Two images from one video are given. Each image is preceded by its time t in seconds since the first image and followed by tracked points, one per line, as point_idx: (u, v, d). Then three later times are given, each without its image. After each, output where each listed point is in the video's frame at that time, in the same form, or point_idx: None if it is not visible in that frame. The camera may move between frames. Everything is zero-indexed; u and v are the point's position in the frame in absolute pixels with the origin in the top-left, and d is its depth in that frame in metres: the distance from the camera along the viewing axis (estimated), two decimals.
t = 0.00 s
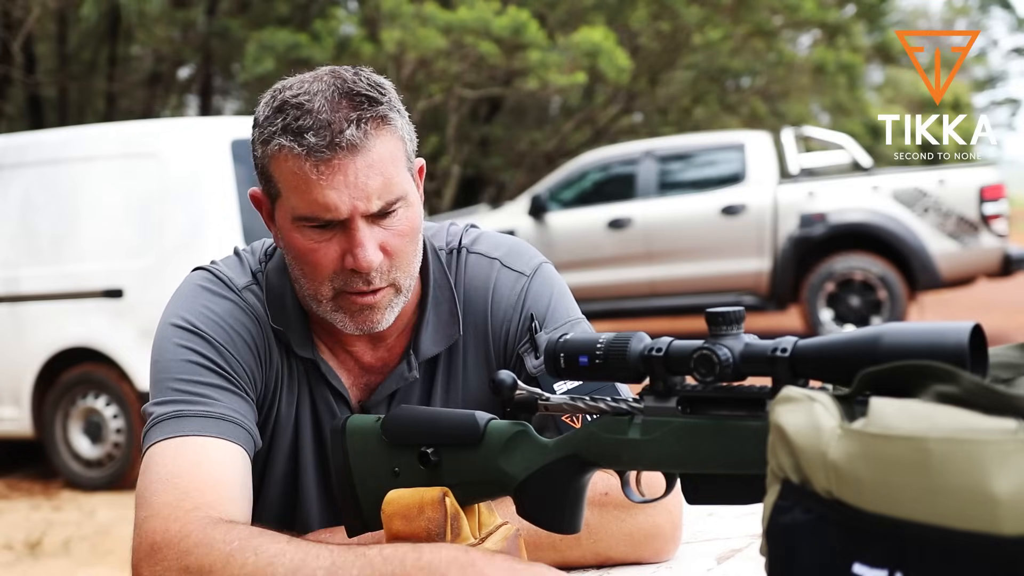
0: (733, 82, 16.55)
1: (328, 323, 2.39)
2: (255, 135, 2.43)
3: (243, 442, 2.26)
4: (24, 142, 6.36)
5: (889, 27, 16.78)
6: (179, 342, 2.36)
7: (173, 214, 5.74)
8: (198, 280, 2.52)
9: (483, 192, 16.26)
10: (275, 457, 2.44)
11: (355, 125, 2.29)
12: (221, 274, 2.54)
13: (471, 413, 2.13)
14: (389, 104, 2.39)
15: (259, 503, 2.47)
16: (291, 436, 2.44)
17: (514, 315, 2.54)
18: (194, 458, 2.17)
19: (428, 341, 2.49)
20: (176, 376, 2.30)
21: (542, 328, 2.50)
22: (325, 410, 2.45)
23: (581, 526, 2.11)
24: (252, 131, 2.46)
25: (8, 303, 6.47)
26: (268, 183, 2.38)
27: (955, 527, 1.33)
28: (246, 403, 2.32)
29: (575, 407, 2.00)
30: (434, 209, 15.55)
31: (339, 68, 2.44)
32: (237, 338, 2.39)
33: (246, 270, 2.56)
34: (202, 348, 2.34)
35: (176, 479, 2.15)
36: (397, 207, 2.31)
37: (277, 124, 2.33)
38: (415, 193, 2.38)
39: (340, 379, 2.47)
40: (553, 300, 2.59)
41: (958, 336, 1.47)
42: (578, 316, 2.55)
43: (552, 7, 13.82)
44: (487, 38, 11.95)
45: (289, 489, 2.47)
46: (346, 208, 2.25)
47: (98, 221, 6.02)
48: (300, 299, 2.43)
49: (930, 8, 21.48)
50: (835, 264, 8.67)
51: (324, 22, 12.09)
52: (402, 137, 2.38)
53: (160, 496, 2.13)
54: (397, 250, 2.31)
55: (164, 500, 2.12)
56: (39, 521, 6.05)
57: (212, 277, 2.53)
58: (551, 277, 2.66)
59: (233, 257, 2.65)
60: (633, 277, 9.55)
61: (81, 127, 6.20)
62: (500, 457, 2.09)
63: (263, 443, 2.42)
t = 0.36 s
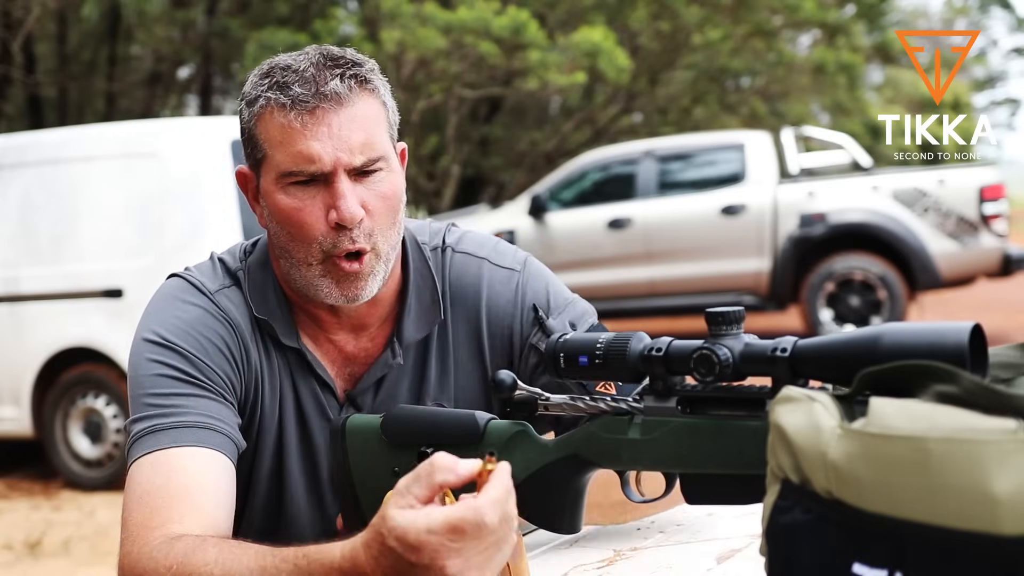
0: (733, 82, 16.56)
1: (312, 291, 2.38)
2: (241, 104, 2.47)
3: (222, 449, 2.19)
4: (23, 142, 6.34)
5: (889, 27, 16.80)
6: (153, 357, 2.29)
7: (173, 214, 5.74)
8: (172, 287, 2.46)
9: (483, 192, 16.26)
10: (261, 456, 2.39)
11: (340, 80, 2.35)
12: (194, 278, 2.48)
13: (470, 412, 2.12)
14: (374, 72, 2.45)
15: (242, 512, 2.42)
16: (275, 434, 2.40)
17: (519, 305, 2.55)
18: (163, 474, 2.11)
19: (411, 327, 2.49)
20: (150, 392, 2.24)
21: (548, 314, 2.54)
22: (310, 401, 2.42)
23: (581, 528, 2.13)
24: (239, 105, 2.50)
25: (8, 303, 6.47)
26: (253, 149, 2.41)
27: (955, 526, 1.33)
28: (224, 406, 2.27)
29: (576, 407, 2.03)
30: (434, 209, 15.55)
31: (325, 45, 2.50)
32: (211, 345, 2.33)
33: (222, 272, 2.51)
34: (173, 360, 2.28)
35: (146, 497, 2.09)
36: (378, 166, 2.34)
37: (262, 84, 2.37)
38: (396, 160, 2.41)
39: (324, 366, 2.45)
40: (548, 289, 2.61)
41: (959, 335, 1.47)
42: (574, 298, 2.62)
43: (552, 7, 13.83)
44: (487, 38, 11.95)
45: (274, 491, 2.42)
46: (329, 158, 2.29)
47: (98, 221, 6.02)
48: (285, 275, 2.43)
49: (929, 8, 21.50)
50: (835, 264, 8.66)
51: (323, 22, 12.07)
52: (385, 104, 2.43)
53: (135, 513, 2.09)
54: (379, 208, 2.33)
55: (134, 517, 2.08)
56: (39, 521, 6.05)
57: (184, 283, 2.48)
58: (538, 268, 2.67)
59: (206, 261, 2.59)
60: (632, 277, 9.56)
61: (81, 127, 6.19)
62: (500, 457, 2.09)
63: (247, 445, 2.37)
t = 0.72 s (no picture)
0: (733, 82, 16.57)
1: (312, 296, 2.36)
2: (234, 111, 2.43)
3: (221, 458, 2.18)
4: (23, 142, 6.34)
5: (889, 27, 16.83)
6: (148, 364, 2.27)
7: (173, 214, 5.73)
8: (168, 292, 2.46)
9: (483, 192, 16.26)
10: (258, 461, 2.39)
11: (338, 86, 2.32)
12: (190, 284, 2.48)
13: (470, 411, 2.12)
14: (369, 76, 2.42)
15: (241, 515, 2.42)
16: (272, 440, 2.39)
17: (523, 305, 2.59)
18: (161, 482, 2.09)
19: (408, 330, 2.49)
20: (145, 398, 2.22)
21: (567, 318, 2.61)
22: (307, 405, 2.42)
23: (580, 526, 2.15)
24: (231, 112, 2.46)
25: (8, 303, 6.47)
26: (250, 156, 2.38)
27: (957, 526, 1.32)
28: (219, 412, 2.26)
29: (575, 407, 2.01)
30: (434, 209, 15.55)
31: (317, 50, 2.46)
32: (206, 352, 2.32)
33: (219, 277, 2.53)
34: (169, 367, 2.27)
35: (144, 505, 2.06)
36: (378, 172, 2.31)
37: (257, 92, 2.34)
38: (394, 165, 2.39)
39: (319, 369, 2.45)
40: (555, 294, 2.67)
41: (958, 336, 1.47)
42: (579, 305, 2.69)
43: (552, 7, 13.84)
44: (487, 38, 11.95)
45: (272, 498, 2.42)
46: (330, 166, 2.25)
47: (98, 221, 6.02)
48: (282, 281, 2.42)
49: (929, 8, 21.51)
50: (835, 264, 8.66)
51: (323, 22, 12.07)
52: (381, 108, 2.40)
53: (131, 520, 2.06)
54: (380, 214, 2.31)
55: (131, 523, 2.05)
56: (39, 521, 6.05)
57: (180, 286, 2.48)
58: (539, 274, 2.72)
59: (203, 265, 2.60)
60: (632, 277, 9.56)
61: (81, 127, 6.19)
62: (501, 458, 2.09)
63: (245, 451, 2.37)
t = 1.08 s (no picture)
0: (733, 82, 16.56)
1: (346, 310, 2.35)
2: (279, 115, 2.41)
3: (233, 459, 2.19)
4: (24, 142, 6.35)
5: (889, 27, 16.84)
6: (171, 352, 2.28)
7: (172, 214, 5.73)
8: (195, 279, 2.46)
9: (483, 192, 16.25)
10: (269, 463, 2.38)
11: (391, 103, 2.30)
12: (218, 273, 2.48)
13: (471, 412, 2.12)
14: (418, 92, 2.41)
15: (249, 514, 2.42)
16: (287, 443, 2.39)
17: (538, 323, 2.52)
18: (175, 477, 2.10)
19: (429, 341, 2.47)
20: (166, 388, 2.23)
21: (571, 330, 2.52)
22: (323, 410, 2.41)
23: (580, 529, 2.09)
24: (273, 114, 2.45)
25: (8, 303, 6.47)
26: (292, 164, 2.37)
27: (956, 526, 1.32)
28: (238, 413, 2.26)
29: (575, 407, 2.01)
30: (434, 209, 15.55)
31: (365, 58, 2.44)
32: (233, 348, 2.33)
33: (245, 270, 2.51)
34: (193, 358, 2.28)
35: (154, 498, 2.08)
36: (423, 192, 2.30)
37: (309, 101, 2.32)
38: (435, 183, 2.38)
39: (340, 378, 2.44)
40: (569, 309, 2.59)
41: (958, 336, 1.47)
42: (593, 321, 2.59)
43: (552, 7, 13.86)
44: (487, 38, 11.96)
45: (283, 503, 2.42)
46: (379, 184, 2.24)
47: (97, 221, 6.02)
48: (314, 290, 2.41)
49: (929, 8, 21.53)
50: (834, 264, 8.66)
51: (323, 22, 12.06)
52: (427, 126, 2.39)
53: (140, 514, 2.07)
54: (423, 234, 2.30)
55: (139, 516, 2.07)
56: (39, 521, 6.05)
57: (207, 275, 2.48)
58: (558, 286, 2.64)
59: (230, 255, 2.60)
60: (632, 277, 9.56)
61: (81, 127, 6.19)
62: (500, 457, 2.09)
63: (258, 449, 2.37)
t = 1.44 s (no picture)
0: (733, 82, 16.58)
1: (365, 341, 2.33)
2: (312, 140, 2.38)
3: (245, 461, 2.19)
4: (24, 142, 6.35)
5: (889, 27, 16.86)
6: (200, 348, 2.28)
7: (173, 214, 5.74)
8: (228, 277, 2.45)
9: (483, 192, 16.24)
10: (287, 471, 2.37)
11: (424, 142, 2.26)
12: (252, 272, 2.48)
13: (471, 412, 2.13)
14: (454, 126, 2.36)
15: (262, 517, 2.41)
16: (306, 451, 2.38)
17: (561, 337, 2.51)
18: (185, 476, 2.10)
19: (455, 358, 2.44)
20: (191, 383, 2.23)
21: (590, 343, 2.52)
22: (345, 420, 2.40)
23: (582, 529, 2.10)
24: (306, 136, 2.41)
25: (8, 303, 6.47)
26: (320, 193, 2.34)
27: (955, 526, 1.33)
28: (259, 419, 2.25)
29: (575, 407, 2.00)
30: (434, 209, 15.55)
31: (403, 84, 2.39)
32: (261, 349, 2.32)
33: (277, 272, 2.51)
34: (221, 357, 2.27)
35: (163, 493, 2.09)
36: (450, 232, 2.27)
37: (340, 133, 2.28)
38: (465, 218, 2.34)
39: (365, 393, 2.42)
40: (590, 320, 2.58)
41: (958, 336, 1.47)
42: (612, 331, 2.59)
43: (552, 7, 13.87)
44: (487, 38, 11.96)
45: (299, 512, 2.41)
46: (404, 225, 2.21)
47: (97, 221, 6.02)
48: (337, 314, 2.38)
49: (929, 8, 21.55)
50: (834, 264, 8.66)
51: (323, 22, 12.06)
52: (461, 162, 2.35)
53: (147, 509, 2.08)
54: (446, 273, 2.26)
55: (145, 510, 2.08)
56: (39, 521, 6.05)
57: (242, 273, 2.48)
58: (578, 294, 2.64)
59: (261, 256, 2.59)
60: (632, 277, 9.56)
61: (81, 127, 6.19)
62: (500, 457, 2.09)
63: (276, 455, 2.36)
